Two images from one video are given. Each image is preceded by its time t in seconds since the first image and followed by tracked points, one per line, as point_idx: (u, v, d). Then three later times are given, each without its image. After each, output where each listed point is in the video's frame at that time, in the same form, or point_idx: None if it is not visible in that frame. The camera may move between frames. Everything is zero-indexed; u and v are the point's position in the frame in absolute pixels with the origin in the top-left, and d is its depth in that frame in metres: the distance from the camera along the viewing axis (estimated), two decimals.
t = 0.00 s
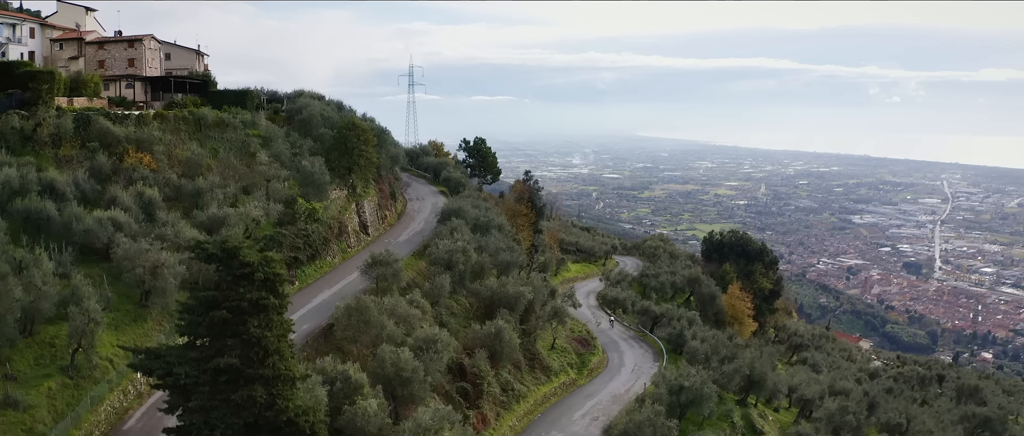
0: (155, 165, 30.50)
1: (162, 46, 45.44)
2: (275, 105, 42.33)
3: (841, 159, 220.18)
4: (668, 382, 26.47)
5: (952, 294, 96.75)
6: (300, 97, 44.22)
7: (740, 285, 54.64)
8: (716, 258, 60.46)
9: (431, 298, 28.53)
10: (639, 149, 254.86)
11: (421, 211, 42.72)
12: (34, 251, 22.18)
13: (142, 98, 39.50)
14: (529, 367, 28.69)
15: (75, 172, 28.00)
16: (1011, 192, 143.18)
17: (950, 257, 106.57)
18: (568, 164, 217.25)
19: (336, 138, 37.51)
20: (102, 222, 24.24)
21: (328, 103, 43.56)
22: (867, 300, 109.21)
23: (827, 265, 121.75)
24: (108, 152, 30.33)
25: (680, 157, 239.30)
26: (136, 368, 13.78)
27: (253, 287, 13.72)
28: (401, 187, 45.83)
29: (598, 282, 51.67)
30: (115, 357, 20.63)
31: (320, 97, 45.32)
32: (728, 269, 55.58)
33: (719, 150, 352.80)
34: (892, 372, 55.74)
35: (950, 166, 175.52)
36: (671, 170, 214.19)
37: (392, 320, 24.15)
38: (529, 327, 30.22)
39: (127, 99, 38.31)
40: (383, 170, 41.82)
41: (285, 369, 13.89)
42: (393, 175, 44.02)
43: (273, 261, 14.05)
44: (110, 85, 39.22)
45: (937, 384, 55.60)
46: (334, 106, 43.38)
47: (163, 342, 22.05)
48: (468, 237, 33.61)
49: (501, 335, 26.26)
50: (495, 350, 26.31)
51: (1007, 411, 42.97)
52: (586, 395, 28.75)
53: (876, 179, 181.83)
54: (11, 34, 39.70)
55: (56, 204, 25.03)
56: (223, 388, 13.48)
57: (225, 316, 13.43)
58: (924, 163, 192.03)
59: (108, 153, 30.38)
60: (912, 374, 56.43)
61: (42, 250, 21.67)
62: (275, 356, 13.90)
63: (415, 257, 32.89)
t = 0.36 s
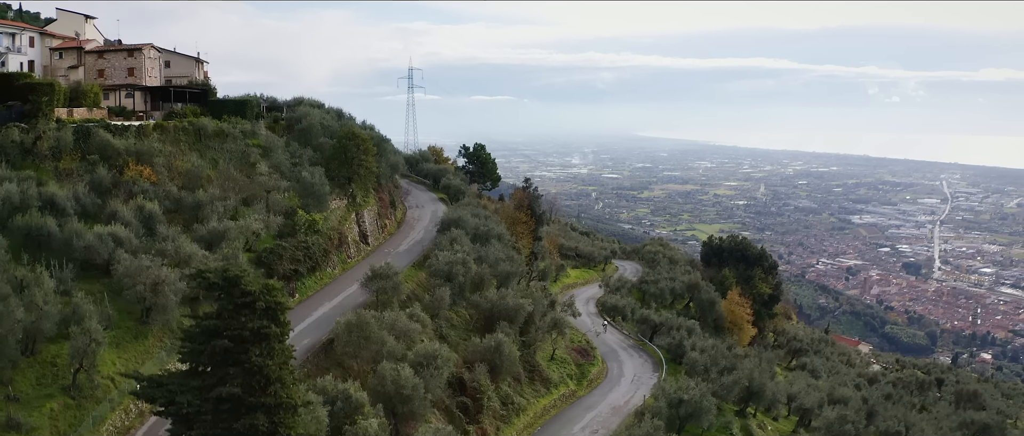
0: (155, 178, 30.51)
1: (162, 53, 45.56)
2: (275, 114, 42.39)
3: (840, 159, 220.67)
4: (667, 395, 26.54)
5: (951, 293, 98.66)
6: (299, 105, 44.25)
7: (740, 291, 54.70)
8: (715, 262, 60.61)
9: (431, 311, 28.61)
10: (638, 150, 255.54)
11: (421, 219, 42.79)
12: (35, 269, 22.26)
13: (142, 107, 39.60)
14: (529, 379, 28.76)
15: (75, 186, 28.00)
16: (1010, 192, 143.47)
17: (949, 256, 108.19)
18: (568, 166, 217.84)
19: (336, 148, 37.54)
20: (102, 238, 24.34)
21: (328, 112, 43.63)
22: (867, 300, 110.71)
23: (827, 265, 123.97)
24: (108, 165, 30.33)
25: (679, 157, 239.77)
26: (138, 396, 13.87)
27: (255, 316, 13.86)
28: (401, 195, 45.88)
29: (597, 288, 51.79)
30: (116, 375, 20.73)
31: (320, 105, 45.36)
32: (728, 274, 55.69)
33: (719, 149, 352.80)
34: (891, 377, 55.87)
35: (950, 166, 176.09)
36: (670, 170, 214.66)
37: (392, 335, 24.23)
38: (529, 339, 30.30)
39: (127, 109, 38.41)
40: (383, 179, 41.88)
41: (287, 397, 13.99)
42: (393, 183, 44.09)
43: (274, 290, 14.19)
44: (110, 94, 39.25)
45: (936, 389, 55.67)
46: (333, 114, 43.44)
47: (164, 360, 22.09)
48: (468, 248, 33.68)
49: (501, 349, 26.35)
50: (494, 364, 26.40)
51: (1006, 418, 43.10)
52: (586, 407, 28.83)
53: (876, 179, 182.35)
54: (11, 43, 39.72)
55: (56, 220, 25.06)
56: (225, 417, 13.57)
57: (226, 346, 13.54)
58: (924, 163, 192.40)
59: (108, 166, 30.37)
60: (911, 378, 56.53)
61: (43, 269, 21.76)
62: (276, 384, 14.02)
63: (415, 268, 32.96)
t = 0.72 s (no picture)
0: (155, 191, 30.57)
1: (163, 62, 45.71)
2: (275, 123, 42.48)
3: (840, 159, 221.45)
4: (666, 408, 26.64)
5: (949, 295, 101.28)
6: (299, 113, 44.29)
7: (739, 296, 54.84)
8: (714, 267, 60.72)
9: (431, 324, 28.73)
10: (638, 151, 256.29)
11: (420, 227, 42.92)
12: (35, 286, 22.36)
13: (142, 117, 39.70)
14: (528, 391, 28.87)
15: (75, 200, 28.08)
16: (1010, 192, 143.99)
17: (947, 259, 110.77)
18: (567, 166, 218.67)
19: (336, 157, 37.58)
20: (102, 254, 24.45)
21: (327, 120, 43.72)
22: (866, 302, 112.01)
23: (825, 266, 127.07)
24: (108, 178, 30.37)
25: (679, 157, 240.37)
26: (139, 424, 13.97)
27: (256, 345, 14.04)
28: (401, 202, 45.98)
29: (597, 293, 51.94)
30: (118, 393, 20.84)
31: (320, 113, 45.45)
32: (727, 279, 55.76)
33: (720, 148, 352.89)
34: (890, 381, 56.08)
35: (949, 166, 176.81)
36: (670, 170, 215.31)
37: (392, 351, 24.35)
38: (528, 351, 30.41)
39: (127, 119, 38.53)
40: (382, 188, 41.95)
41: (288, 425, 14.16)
42: (393, 191, 44.21)
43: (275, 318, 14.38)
44: (110, 104, 39.31)
45: (935, 393, 55.93)
46: (333, 123, 43.54)
47: (165, 377, 22.15)
48: (467, 258, 33.77)
49: (501, 362, 26.49)
50: (494, 377, 26.52)
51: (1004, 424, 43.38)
52: (585, 419, 28.94)
53: (875, 179, 183.05)
54: (10, 53, 39.77)
55: (56, 236, 25.15)
56: None
57: (228, 375, 13.71)
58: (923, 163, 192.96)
59: (108, 179, 30.42)
60: (910, 383, 56.72)
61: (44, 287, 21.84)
62: (278, 411, 14.21)
63: (415, 279, 33.09)
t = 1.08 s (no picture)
0: (155, 204, 30.65)
1: (163, 70, 45.90)
2: (275, 132, 42.56)
3: (838, 159, 222.42)
4: (665, 423, 26.72)
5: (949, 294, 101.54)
6: (299, 123, 44.37)
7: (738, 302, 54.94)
8: (713, 272, 60.85)
9: (430, 338, 28.86)
10: (637, 152, 257.10)
11: (420, 236, 43.04)
12: (36, 305, 22.46)
13: (142, 127, 39.79)
14: (528, 404, 28.95)
15: (75, 215, 28.17)
16: (1009, 192, 144.74)
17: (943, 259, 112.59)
18: (566, 168, 219.53)
19: (336, 168, 37.60)
20: (103, 271, 24.55)
21: (327, 129, 43.82)
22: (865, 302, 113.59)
23: (822, 266, 129.44)
24: (108, 192, 30.44)
25: (678, 157, 241.03)
26: None
27: (257, 375, 14.40)
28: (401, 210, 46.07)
29: (596, 300, 52.07)
30: (120, 413, 20.93)
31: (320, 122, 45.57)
32: (725, 285, 55.82)
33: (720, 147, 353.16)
34: (889, 386, 56.24)
35: (948, 166, 177.79)
36: (669, 171, 216.05)
37: (392, 367, 24.49)
38: (527, 363, 30.50)
39: (127, 130, 38.65)
40: (382, 197, 42.02)
41: None
42: (393, 199, 44.30)
43: (276, 348, 14.77)
44: (110, 114, 39.38)
45: (934, 398, 56.16)
46: (333, 132, 43.62)
47: (165, 396, 22.23)
48: (467, 270, 33.86)
49: (500, 377, 26.60)
50: (493, 391, 26.59)
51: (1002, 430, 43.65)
52: (584, 431, 29.00)
53: (874, 179, 183.88)
54: (10, 63, 39.88)
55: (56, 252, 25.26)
56: None
57: (229, 405, 13.99)
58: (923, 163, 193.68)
59: (108, 192, 30.49)
60: (909, 388, 56.95)
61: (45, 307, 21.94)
62: None
63: (415, 291, 33.19)
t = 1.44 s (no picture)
0: (155, 218, 30.71)
1: (164, 79, 46.02)
2: (275, 143, 42.65)
3: (838, 159, 223.34)
4: None
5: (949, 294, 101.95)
6: (298, 133, 44.45)
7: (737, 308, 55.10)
8: (713, 277, 61.01)
9: (430, 353, 29.01)
10: (637, 152, 257.80)
11: (421, 245, 43.17)
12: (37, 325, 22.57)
13: (141, 138, 39.93)
14: (528, 418, 29.01)
15: (76, 230, 28.28)
16: (1008, 192, 145.60)
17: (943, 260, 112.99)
18: (565, 168, 220.12)
19: (336, 179, 37.70)
20: (103, 289, 24.64)
21: (327, 139, 43.93)
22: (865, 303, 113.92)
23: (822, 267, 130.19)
24: (108, 206, 30.51)
25: (678, 157, 241.59)
26: None
27: (259, 405, 15.17)
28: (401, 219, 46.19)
29: (596, 306, 52.20)
30: (121, 433, 21.02)
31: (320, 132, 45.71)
32: (724, 292, 55.91)
33: (720, 146, 353.58)
34: (888, 392, 56.41)
35: (947, 167, 179.00)
36: (669, 171, 216.71)
37: (392, 385, 24.61)
38: (527, 377, 30.59)
39: (126, 141, 38.79)
40: (382, 207, 42.12)
41: None
42: (393, 209, 44.40)
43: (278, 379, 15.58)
44: (110, 125, 39.49)
45: (933, 403, 56.38)
46: (333, 142, 43.73)
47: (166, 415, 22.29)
48: (466, 282, 33.96)
49: (499, 392, 26.71)
50: (492, 407, 26.67)
51: None
52: None
53: (874, 179, 184.81)
54: (10, 74, 39.89)
55: (57, 270, 25.37)
56: None
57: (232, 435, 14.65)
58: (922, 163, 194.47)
59: (109, 207, 30.56)
60: (907, 393, 57.13)
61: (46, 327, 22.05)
62: None
63: (414, 304, 33.31)
